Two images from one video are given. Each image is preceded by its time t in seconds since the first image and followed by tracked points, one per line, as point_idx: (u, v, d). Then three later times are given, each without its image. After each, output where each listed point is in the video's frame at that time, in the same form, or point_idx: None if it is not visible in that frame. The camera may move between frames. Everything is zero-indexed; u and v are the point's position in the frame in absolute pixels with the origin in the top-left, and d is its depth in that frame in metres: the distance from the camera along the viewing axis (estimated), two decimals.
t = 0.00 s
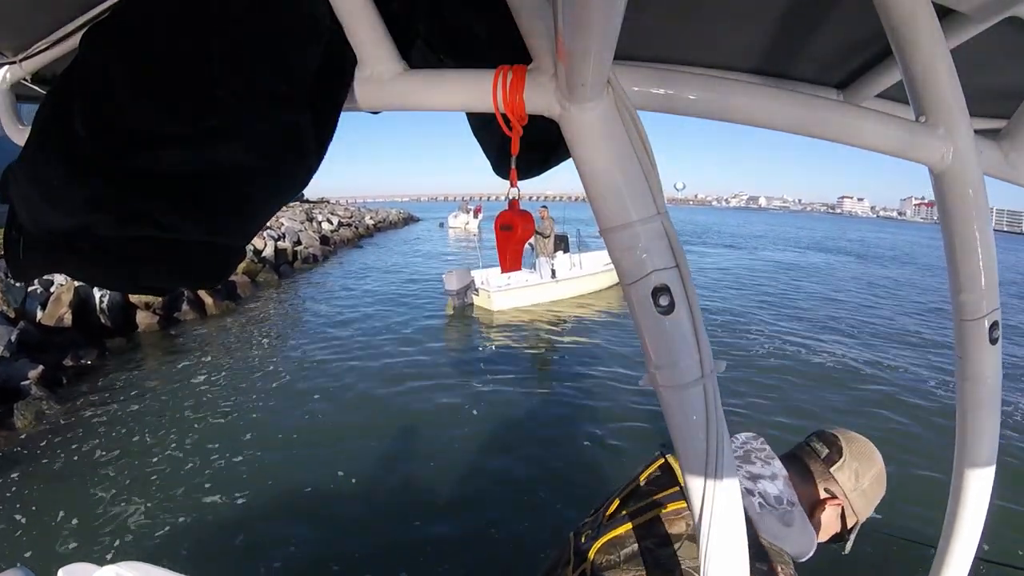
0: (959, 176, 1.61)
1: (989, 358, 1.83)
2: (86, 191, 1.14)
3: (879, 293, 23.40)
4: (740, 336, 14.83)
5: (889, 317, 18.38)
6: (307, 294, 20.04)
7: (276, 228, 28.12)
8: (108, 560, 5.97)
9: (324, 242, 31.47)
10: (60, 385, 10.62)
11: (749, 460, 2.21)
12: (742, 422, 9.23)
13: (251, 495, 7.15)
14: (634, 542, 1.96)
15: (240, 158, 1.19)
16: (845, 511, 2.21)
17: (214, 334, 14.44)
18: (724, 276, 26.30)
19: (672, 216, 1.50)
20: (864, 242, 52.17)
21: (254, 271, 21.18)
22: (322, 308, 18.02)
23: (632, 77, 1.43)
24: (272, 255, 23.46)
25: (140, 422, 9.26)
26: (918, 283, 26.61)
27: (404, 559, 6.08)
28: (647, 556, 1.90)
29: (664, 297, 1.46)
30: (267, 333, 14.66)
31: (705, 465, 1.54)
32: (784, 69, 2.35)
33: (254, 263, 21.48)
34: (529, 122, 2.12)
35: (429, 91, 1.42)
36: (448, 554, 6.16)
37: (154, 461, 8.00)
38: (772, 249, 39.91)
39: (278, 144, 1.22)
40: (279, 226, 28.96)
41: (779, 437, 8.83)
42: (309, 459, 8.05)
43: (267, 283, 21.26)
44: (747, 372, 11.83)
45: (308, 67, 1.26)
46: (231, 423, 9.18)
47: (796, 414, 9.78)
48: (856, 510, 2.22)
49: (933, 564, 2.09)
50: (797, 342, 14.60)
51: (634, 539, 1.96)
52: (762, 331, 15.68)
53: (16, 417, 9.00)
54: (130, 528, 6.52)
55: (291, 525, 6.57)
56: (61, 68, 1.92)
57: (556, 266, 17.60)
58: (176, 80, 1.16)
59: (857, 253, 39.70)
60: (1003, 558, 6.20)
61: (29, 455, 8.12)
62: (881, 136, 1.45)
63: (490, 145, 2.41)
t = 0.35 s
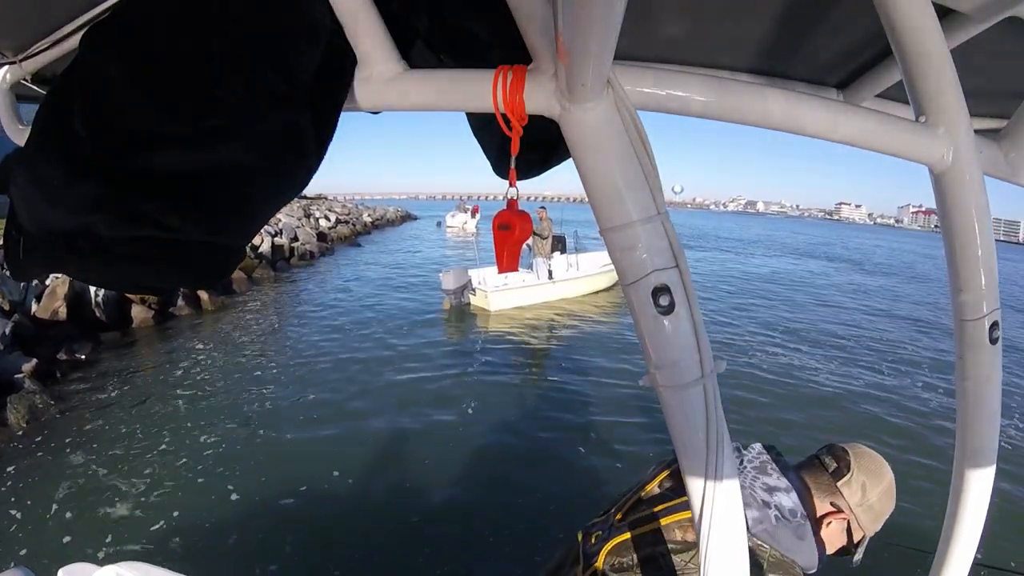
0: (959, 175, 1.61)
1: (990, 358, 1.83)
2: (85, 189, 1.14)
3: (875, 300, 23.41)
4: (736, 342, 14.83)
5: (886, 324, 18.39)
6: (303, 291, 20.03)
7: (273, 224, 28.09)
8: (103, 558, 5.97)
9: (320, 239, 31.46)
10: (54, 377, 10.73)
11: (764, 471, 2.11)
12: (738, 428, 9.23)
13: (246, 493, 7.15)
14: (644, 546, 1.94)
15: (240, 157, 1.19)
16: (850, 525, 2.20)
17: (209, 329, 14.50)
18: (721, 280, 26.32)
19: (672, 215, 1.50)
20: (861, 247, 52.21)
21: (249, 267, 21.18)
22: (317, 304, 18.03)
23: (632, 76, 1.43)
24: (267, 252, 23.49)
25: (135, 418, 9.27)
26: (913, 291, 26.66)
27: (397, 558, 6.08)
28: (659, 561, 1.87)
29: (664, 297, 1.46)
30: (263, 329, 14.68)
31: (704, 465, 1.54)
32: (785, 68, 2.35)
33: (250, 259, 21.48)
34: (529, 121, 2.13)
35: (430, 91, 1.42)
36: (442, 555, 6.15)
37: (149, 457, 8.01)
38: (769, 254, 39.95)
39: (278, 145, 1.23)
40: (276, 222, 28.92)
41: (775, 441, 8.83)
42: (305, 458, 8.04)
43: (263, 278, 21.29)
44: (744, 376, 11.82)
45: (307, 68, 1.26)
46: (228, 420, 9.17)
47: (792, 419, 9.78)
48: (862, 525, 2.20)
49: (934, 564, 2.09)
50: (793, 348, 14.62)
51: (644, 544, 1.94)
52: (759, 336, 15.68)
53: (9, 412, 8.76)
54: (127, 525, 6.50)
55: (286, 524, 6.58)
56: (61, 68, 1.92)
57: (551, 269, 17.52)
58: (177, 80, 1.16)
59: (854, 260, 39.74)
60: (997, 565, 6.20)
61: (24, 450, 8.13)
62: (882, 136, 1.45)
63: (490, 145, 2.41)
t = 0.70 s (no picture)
0: (960, 175, 1.61)
1: (991, 358, 1.82)
2: (84, 190, 1.13)
3: (872, 302, 23.41)
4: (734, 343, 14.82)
5: (883, 327, 18.39)
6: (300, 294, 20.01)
7: (271, 226, 28.09)
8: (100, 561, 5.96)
9: (317, 241, 31.46)
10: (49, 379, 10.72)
11: (765, 466, 2.13)
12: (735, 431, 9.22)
13: (242, 496, 7.15)
14: (649, 541, 1.92)
15: (239, 158, 1.19)
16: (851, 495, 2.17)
17: (204, 331, 14.53)
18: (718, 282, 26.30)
19: (672, 215, 1.50)
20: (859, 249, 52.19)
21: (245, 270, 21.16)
22: (314, 307, 17.99)
23: (632, 78, 1.44)
24: (264, 255, 23.50)
25: (132, 421, 9.25)
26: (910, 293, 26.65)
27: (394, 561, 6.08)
28: (661, 556, 1.86)
29: (664, 297, 1.46)
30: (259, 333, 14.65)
31: (705, 465, 1.54)
32: (785, 68, 2.34)
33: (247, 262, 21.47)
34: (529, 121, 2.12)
35: (431, 91, 1.43)
36: (441, 556, 6.15)
37: (146, 461, 7.99)
38: (766, 256, 40.00)
39: (276, 144, 1.23)
40: (273, 224, 28.91)
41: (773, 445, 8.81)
42: (304, 460, 8.04)
43: (260, 282, 21.29)
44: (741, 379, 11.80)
45: (305, 68, 1.26)
46: (226, 423, 9.18)
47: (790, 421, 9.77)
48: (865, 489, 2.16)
49: (934, 563, 2.08)
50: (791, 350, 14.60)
51: (650, 538, 1.92)
52: (756, 338, 15.67)
53: (4, 416, 8.76)
54: (124, 527, 6.52)
55: (284, 526, 6.58)
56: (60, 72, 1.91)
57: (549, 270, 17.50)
58: (177, 79, 1.17)
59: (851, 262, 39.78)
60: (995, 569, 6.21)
61: (21, 454, 8.11)
62: (883, 136, 1.45)
63: (490, 145, 2.41)
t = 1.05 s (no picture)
0: (959, 174, 1.61)
1: (991, 358, 1.82)
2: (85, 191, 1.13)
3: (870, 300, 23.42)
4: (732, 344, 14.82)
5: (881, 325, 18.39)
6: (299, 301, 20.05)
7: (268, 234, 28.13)
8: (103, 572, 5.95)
9: (315, 248, 31.46)
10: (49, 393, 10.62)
11: (746, 451, 2.11)
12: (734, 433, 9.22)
13: (240, 504, 7.15)
14: (642, 535, 1.91)
15: (239, 158, 1.18)
16: (832, 453, 2.22)
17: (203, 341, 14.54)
18: (716, 283, 26.32)
19: (672, 216, 1.50)
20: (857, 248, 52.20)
21: (243, 278, 21.21)
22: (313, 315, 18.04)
23: (632, 78, 1.44)
24: (262, 263, 23.58)
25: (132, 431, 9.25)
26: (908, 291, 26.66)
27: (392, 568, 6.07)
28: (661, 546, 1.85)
29: (664, 297, 1.46)
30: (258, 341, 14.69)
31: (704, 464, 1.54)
32: (785, 68, 2.34)
33: (245, 270, 21.52)
34: (529, 121, 2.12)
35: (431, 92, 1.43)
36: (439, 563, 6.15)
37: (146, 471, 7.99)
38: (766, 257, 39.93)
39: (277, 144, 1.22)
40: (271, 232, 28.94)
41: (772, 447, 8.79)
42: (303, 467, 8.05)
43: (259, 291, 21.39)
44: (740, 379, 11.78)
45: (305, 69, 1.25)
46: (226, 431, 9.21)
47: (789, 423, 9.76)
48: (841, 442, 2.21)
49: (934, 563, 2.08)
50: (790, 350, 14.59)
51: (642, 532, 1.91)
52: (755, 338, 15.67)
53: (4, 428, 8.75)
54: (123, 534, 6.57)
55: (283, 533, 6.57)
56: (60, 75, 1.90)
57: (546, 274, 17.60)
58: (176, 79, 1.16)
59: (851, 262, 39.72)
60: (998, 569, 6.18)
61: (21, 465, 8.08)
62: (883, 136, 1.45)
63: (490, 145, 2.40)
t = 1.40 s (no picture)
0: (959, 174, 1.61)
1: (991, 358, 1.82)
2: (86, 191, 1.13)
3: (871, 295, 23.39)
4: (732, 342, 14.80)
5: (882, 320, 18.34)
6: (299, 306, 20.07)
7: (267, 240, 28.16)
8: None
9: (314, 254, 31.48)
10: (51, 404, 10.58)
11: (741, 452, 2.12)
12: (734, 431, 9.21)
13: (240, 508, 7.15)
14: (635, 541, 1.92)
15: (238, 157, 1.18)
16: (828, 462, 2.24)
17: (203, 348, 14.54)
18: (716, 281, 26.29)
19: (672, 215, 1.50)
20: (859, 243, 52.08)
21: (243, 284, 21.24)
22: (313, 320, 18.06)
23: (632, 78, 1.44)
24: (262, 269, 23.64)
25: (134, 439, 9.27)
26: (909, 285, 26.60)
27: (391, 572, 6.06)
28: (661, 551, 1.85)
29: (664, 297, 1.46)
30: (258, 347, 14.71)
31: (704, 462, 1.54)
32: (785, 68, 2.34)
33: (245, 276, 21.55)
34: (530, 122, 2.12)
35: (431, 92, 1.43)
36: (435, 565, 6.15)
37: (146, 478, 8.00)
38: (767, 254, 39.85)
39: (277, 144, 1.22)
40: (270, 238, 28.97)
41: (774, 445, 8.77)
42: (302, 471, 8.06)
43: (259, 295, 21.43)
44: (741, 378, 11.77)
45: (306, 69, 1.25)
46: (225, 436, 9.24)
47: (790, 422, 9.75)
48: (839, 454, 2.23)
49: (934, 563, 2.08)
50: (790, 347, 14.58)
51: (636, 538, 1.92)
52: (755, 335, 15.65)
53: (6, 439, 8.72)
54: (123, 538, 6.62)
55: (284, 537, 6.56)
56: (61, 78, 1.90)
57: (545, 275, 17.77)
58: (176, 78, 1.16)
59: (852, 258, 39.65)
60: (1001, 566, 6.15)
61: (23, 475, 8.07)
62: (882, 135, 1.45)
63: (490, 146, 2.41)
